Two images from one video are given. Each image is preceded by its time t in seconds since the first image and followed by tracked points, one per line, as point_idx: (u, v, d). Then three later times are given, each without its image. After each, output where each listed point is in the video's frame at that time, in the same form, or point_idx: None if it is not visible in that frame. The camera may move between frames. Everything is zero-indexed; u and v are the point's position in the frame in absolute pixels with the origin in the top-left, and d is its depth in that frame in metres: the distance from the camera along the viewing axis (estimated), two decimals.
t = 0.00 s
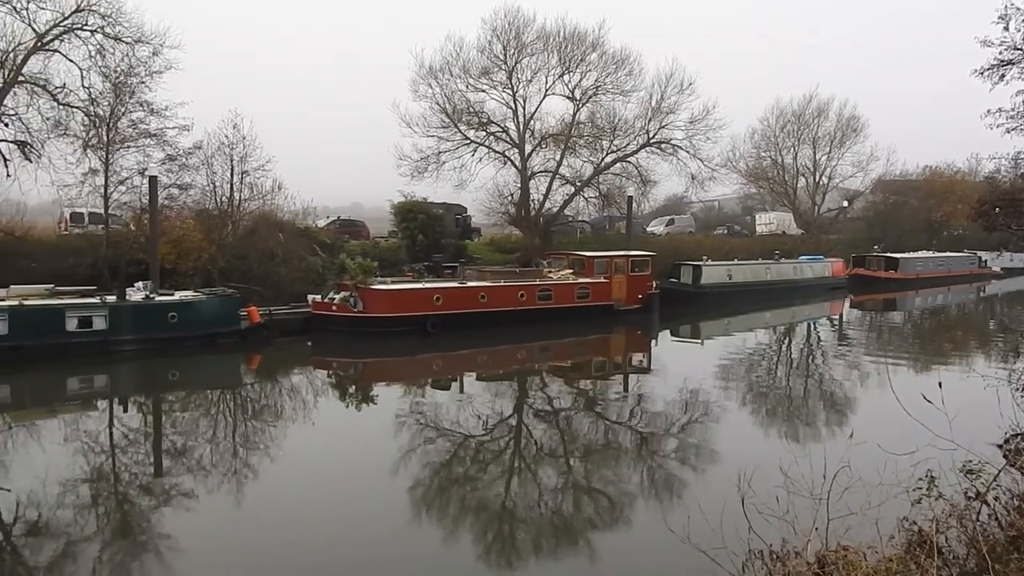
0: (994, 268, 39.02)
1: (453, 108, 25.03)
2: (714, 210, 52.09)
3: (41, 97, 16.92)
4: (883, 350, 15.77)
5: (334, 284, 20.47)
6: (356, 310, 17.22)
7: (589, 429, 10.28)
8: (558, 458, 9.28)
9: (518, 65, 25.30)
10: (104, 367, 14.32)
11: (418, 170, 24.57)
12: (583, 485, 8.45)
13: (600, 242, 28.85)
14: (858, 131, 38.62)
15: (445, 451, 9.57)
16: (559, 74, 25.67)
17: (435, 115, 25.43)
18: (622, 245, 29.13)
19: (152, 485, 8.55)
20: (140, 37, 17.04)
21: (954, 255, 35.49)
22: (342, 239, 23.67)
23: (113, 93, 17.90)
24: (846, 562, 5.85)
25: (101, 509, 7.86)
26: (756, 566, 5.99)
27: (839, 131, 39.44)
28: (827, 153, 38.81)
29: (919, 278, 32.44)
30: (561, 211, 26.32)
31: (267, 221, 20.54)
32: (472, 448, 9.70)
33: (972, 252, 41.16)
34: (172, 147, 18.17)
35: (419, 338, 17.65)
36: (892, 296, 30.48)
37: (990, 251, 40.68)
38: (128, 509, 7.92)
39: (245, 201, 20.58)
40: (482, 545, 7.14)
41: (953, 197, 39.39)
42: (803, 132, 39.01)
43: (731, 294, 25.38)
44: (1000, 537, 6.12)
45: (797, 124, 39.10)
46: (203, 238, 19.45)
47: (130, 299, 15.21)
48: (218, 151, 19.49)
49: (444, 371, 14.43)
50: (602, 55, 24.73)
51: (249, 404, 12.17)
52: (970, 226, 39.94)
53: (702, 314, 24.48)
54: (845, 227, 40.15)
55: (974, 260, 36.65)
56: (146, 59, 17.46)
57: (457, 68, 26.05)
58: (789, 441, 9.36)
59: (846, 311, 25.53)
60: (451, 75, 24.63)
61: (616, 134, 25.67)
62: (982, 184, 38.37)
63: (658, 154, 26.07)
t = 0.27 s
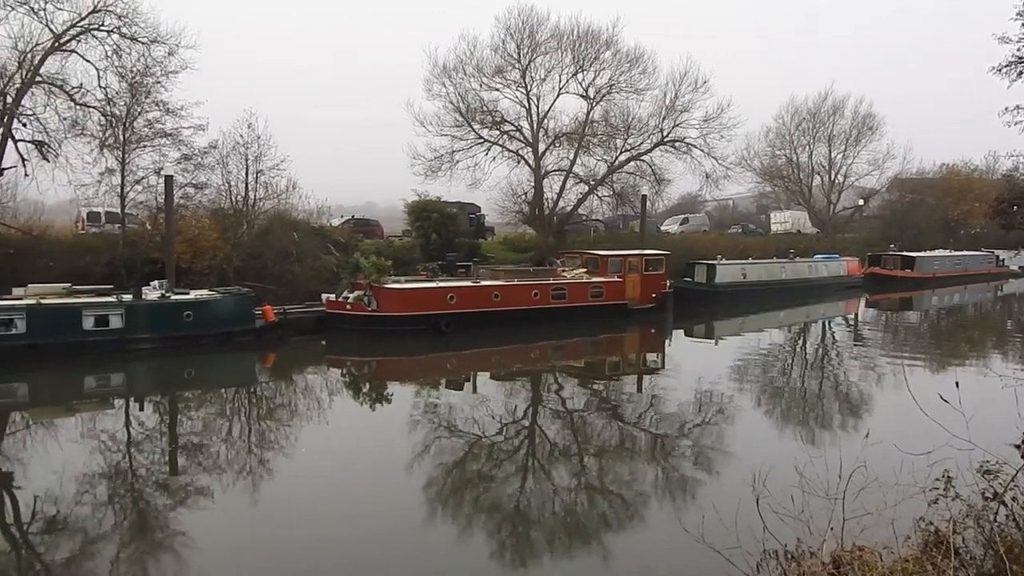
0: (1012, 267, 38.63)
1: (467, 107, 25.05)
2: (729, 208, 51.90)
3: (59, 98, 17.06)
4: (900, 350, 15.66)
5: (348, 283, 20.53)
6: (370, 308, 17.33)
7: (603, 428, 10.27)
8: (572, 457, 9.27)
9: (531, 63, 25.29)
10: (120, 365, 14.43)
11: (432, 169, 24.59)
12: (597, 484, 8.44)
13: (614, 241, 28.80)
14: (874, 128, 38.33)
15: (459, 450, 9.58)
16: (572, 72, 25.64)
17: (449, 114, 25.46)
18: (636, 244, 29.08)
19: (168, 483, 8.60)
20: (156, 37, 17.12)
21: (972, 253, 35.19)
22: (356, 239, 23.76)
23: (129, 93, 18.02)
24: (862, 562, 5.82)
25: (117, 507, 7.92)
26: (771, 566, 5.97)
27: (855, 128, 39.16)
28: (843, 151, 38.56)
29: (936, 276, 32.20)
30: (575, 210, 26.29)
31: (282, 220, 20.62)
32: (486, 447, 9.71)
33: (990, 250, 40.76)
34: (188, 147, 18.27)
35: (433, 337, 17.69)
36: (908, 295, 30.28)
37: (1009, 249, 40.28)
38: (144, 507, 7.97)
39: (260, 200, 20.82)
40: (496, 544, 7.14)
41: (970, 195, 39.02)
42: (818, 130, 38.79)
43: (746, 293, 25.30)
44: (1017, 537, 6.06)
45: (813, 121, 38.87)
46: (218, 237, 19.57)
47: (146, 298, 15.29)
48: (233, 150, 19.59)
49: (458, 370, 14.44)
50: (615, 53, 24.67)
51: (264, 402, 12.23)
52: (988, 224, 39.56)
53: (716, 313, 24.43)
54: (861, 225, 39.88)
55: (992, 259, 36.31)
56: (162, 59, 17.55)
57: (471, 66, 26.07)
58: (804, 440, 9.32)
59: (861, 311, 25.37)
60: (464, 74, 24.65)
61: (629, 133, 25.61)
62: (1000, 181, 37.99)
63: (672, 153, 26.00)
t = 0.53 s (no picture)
0: None
1: (481, 106, 25.07)
2: (743, 207, 51.69)
3: (76, 98, 17.16)
4: (919, 348, 15.55)
5: (362, 282, 20.57)
6: (385, 308, 17.30)
7: (617, 426, 10.25)
8: (587, 455, 9.26)
9: (545, 62, 25.28)
10: (136, 364, 14.54)
11: (446, 168, 24.62)
12: (611, 483, 8.42)
13: (628, 239, 28.74)
14: (890, 125, 38.04)
15: (473, 448, 9.59)
16: (586, 70, 25.60)
17: (462, 113, 25.49)
18: (650, 242, 29.02)
19: (184, 481, 8.64)
20: (171, 38, 17.21)
21: (989, 251, 34.88)
22: (370, 238, 23.84)
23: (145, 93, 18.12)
24: (879, 561, 5.78)
25: (134, 505, 7.97)
26: (787, 565, 5.93)
27: (871, 125, 38.88)
28: (859, 148, 38.31)
29: (952, 274, 31.97)
30: (589, 208, 26.26)
31: (297, 219, 20.70)
32: (501, 446, 9.72)
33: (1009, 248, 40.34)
34: (203, 146, 18.37)
35: (448, 335, 17.72)
36: (924, 293, 30.08)
37: None
38: (161, 505, 8.03)
39: (275, 200, 21.05)
40: (510, 542, 7.15)
41: (988, 192, 38.64)
42: (833, 127, 38.57)
43: (762, 292, 25.21)
44: None
45: (828, 119, 38.65)
46: (234, 236, 19.68)
47: (162, 297, 15.39)
48: (248, 150, 19.69)
49: (472, 369, 14.46)
50: (629, 51, 24.61)
51: (279, 401, 12.28)
52: (1006, 221, 39.15)
53: (731, 312, 24.36)
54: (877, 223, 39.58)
55: (1010, 257, 35.99)
56: (178, 60, 17.65)
57: (485, 65, 26.08)
58: (820, 439, 9.27)
59: (878, 309, 25.21)
60: (478, 73, 24.66)
61: (643, 131, 25.54)
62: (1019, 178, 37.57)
63: (686, 151, 25.92)
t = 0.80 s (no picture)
0: None
1: (493, 105, 25.08)
2: (757, 206, 51.49)
3: (91, 100, 17.27)
4: (935, 347, 15.44)
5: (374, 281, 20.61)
6: (397, 307, 17.33)
7: (629, 426, 10.23)
8: (599, 455, 9.25)
9: (557, 61, 25.26)
10: (150, 363, 14.63)
11: (458, 167, 24.64)
12: (624, 482, 8.41)
13: (640, 238, 28.68)
14: (905, 123, 37.80)
15: (486, 447, 9.60)
16: (598, 69, 25.56)
17: (474, 112, 25.52)
18: (663, 242, 28.96)
19: (198, 480, 8.68)
20: (185, 39, 17.29)
21: (1005, 249, 34.60)
22: (383, 238, 23.89)
23: (159, 94, 18.22)
24: (894, 561, 5.73)
25: (150, 504, 8.00)
26: (800, 565, 5.89)
27: (885, 123, 38.64)
28: (873, 146, 38.09)
29: (968, 273, 31.74)
30: (601, 207, 26.23)
31: (309, 219, 20.76)
32: (513, 445, 9.73)
33: None
34: (217, 147, 18.46)
35: (460, 335, 17.74)
36: (939, 292, 29.89)
37: None
38: (175, 503, 8.07)
39: (288, 199, 21.16)
40: (523, 542, 7.14)
41: (1004, 190, 38.30)
42: (847, 125, 38.35)
43: (775, 291, 25.11)
44: None
45: (842, 117, 38.45)
46: (247, 236, 19.79)
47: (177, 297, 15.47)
48: (261, 150, 19.77)
49: (485, 368, 14.47)
50: (642, 50, 24.56)
51: (292, 400, 12.33)
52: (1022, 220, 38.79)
53: (745, 311, 24.28)
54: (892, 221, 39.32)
55: None
56: (191, 61, 17.75)
57: (497, 64, 26.09)
58: (833, 439, 9.22)
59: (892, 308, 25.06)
60: (490, 72, 24.67)
61: (656, 130, 25.49)
62: None
63: (699, 149, 25.84)
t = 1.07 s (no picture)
0: None
1: (507, 104, 25.08)
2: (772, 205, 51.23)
3: (109, 100, 17.40)
4: (955, 348, 15.27)
5: (389, 280, 20.65)
6: (411, 306, 17.37)
7: (644, 426, 10.20)
8: (613, 455, 9.22)
9: (571, 60, 25.24)
10: (165, 362, 14.73)
11: (472, 167, 24.66)
12: (638, 481, 8.40)
13: (654, 237, 28.60)
14: (922, 121, 37.51)
15: (499, 447, 9.60)
16: (613, 68, 25.51)
17: (488, 111, 25.54)
18: (677, 241, 28.88)
19: (214, 478, 8.72)
20: (201, 39, 17.39)
21: None
22: (397, 237, 23.93)
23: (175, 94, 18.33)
24: (911, 562, 5.68)
25: (167, 501, 8.06)
26: (816, 566, 5.85)
27: (902, 122, 38.35)
28: (890, 144, 37.81)
29: (986, 272, 31.43)
30: (616, 207, 26.18)
31: (324, 218, 20.85)
32: (527, 444, 9.73)
33: None
34: (232, 146, 18.55)
35: (473, 334, 17.74)
36: (956, 292, 29.61)
37: None
38: (191, 501, 8.11)
39: (302, 198, 21.22)
40: (537, 541, 7.13)
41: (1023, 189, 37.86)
42: (864, 124, 38.10)
43: (790, 290, 24.96)
44: None
45: (858, 115, 38.21)
46: (262, 236, 19.89)
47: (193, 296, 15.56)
48: (276, 150, 19.86)
49: (499, 367, 14.47)
50: (657, 48, 24.49)
51: (307, 399, 12.38)
52: None
53: (760, 311, 24.16)
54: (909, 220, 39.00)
55: None
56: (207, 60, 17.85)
57: (511, 64, 26.10)
58: (849, 439, 9.16)
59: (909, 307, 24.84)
60: (504, 71, 24.68)
61: (670, 128, 25.40)
62: None
63: (714, 148, 25.75)
